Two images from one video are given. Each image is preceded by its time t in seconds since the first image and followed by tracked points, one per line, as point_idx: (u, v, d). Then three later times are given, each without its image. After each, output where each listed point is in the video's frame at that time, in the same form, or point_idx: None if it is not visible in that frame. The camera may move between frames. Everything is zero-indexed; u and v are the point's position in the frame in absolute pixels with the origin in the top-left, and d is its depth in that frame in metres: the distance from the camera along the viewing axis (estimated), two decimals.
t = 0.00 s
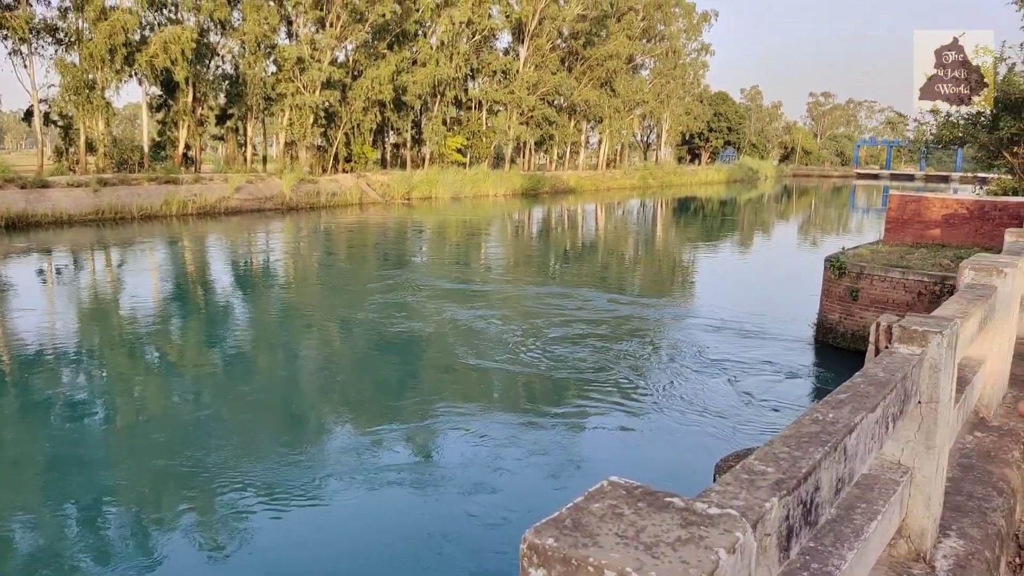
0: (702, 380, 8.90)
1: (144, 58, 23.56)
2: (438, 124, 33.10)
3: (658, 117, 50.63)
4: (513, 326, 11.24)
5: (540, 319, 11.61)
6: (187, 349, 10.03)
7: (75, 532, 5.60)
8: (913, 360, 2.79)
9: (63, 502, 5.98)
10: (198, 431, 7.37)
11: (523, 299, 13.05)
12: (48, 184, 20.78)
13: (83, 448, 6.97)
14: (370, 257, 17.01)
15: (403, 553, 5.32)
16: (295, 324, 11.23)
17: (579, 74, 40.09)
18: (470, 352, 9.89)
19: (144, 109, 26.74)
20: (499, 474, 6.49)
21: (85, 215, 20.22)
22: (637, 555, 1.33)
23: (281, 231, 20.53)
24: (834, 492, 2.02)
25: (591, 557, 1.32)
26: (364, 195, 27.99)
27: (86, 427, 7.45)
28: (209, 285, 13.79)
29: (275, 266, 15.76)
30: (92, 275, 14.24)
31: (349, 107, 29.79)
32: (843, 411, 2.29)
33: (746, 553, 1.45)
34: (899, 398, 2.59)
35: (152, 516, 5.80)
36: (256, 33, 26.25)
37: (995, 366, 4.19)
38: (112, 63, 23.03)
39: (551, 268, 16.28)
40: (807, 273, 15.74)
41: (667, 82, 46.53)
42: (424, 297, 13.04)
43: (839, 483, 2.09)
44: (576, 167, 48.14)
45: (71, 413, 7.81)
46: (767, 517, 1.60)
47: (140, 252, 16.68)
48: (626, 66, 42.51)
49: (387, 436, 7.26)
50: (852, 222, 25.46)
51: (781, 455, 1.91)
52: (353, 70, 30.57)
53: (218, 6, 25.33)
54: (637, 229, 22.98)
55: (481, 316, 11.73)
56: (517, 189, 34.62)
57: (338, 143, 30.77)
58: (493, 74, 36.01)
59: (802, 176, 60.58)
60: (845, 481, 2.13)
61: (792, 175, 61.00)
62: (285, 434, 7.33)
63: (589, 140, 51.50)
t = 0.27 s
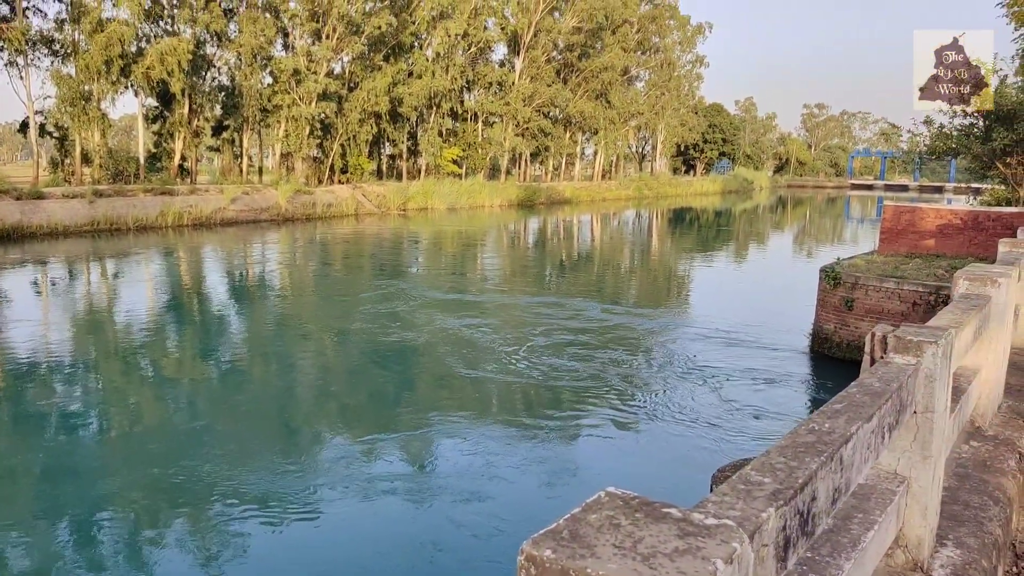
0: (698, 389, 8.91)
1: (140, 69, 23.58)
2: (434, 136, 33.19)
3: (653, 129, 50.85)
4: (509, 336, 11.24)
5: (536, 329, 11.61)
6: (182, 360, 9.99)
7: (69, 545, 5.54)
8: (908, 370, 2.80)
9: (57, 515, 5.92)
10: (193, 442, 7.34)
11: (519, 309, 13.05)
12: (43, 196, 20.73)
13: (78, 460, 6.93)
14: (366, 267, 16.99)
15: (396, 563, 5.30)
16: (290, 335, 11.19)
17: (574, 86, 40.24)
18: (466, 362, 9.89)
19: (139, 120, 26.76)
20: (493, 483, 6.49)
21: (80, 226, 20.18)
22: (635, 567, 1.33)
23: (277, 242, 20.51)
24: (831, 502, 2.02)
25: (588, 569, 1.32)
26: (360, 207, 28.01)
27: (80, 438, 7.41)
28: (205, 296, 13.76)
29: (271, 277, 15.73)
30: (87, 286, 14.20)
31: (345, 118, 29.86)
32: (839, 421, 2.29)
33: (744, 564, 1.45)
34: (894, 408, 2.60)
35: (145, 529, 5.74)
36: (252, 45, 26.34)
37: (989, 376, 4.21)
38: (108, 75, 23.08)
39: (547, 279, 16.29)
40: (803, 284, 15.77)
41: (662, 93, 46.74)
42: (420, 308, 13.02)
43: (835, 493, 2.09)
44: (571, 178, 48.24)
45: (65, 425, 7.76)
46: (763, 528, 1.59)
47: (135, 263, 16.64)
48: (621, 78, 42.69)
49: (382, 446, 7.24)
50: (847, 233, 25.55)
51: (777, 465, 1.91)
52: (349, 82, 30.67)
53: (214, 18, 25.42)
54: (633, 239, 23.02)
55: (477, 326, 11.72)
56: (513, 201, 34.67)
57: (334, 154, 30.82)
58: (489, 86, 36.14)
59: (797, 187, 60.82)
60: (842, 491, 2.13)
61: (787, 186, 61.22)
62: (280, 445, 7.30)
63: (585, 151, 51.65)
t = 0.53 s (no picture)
0: (696, 396, 8.92)
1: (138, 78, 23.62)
2: (431, 144, 33.24)
3: (651, 137, 50.96)
4: (507, 343, 11.22)
5: (534, 336, 11.61)
6: (180, 368, 9.96)
7: (65, 554, 5.50)
8: (906, 376, 2.80)
9: (53, 524, 5.89)
10: (192, 449, 7.32)
11: (517, 316, 13.03)
12: (41, 205, 20.71)
13: (75, 469, 6.90)
14: (363, 275, 16.98)
15: (392, 570, 5.28)
16: (288, 343, 11.17)
17: (571, 94, 40.34)
18: (464, 370, 9.86)
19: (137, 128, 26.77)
20: (491, 489, 6.49)
21: (77, 235, 20.15)
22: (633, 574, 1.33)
23: (275, 250, 20.48)
24: (829, 511, 2.01)
25: None
26: (357, 215, 28.00)
27: (77, 447, 7.38)
28: (202, 304, 13.73)
29: (268, 285, 15.71)
30: (84, 295, 14.17)
31: (343, 127, 29.89)
32: (837, 429, 2.29)
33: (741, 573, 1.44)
34: (891, 416, 2.60)
35: (142, 538, 5.71)
36: (250, 54, 26.41)
37: (987, 383, 4.20)
38: (106, 84, 23.12)
39: (545, 287, 16.28)
40: (800, 291, 15.77)
41: (659, 101, 46.87)
42: (417, 316, 12.99)
43: (833, 500, 2.09)
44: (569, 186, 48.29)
45: (62, 434, 7.72)
46: (761, 536, 1.59)
47: (132, 272, 16.61)
48: (618, 86, 42.83)
49: (379, 454, 7.22)
50: (845, 240, 25.58)
51: (775, 473, 1.91)
52: (346, 91, 30.71)
53: (212, 28, 25.48)
54: (630, 247, 23.03)
55: (476, 334, 11.69)
56: (511, 209, 34.69)
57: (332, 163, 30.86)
58: (486, 95, 36.23)
59: (794, 194, 60.94)
60: (840, 499, 2.12)
61: (784, 194, 61.29)
62: (278, 453, 7.27)
63: (582, 159, 51.75)
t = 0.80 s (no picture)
0: (695, 401, 8.93)
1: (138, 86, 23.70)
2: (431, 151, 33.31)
3: (650, 144, 51.07)
4: (507, 349, 11.21)
5: (533, 342, 11.59)
6: (179, 375, 9.94)
7: (64, 562, 5.46)
8: (905, 382, 2.81)
9: (52, 532, 5.85)
10: (191, 456, 7.31)
11: (517, 323, 13.02)
12: (41, 212, 20.73)
13: (74, 475, 6.88)
14: (363, 282, 16.97)
15: None
16: (288, 350, 11.15)
17: (570, 102, 40.44)
18: (464, 376, 9.85)
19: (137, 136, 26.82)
20: (490, 494, 6.48)
21: (76, 242, 20.16)
22: None
23: (275, 257, 20.48)
24: (829, 515, 2.01)
25: None
26: (357, 222, 28.03)
27: (76, 453, 7.36)
28: (202, 311, 13.72)
29: (267, 292, 15.71)
30: (83, 302, 14.16)
31: (342, 134, 29.95)
32: (837, 433, 2.28)
33: None
34: (891, 421, 2.60)
35: (140, 546, 5.67)
36: (250, 62, 26.49)
37: (987, 388, 4.21)
38: (105, 92, 23.18)
39: (545, 293, 16.27)
40: (800, 297, 15.78)
41: (658, 108, 46.99)
42: (417, 322, 12.97)
43: (834, 505, 2.08)
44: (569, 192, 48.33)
45: (61, 440, 7.70)
46: (762, 540, 1.59)
47: (132, 279, 16.61)
48: (617, 93, 42.95)
49: (379, 460, 7.19)
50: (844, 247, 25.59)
51: (774, 477, 1.91)
52: (346, 98, 30.77)
53: (212, 35, 25.56)
54: (630, 254, 23.04)
55: (476, 340, 11.69)
56: (510, 216, 34.74)
57: (332, 170, 30.91)
58: (485, 102, 36.29)
59: (793, 201, 61.01)
60: (840, 504, 2.12)
61: (784, 201, 61.35)
62: (277, 460, 7.25)
63: (581, 166, 51.86)
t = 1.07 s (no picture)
0: (696, 402, 8.94)
1: (139, 89, 23.75)
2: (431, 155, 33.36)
3: (651, 147, 51.12)
4: (507, 352, 11.22)
5: (535, 345, 11.59)
6: (180, 378, 9.94)
7: (65, 567, 5.43)
8: (908, 383, 2.81)
9: (53, 535, 5.84)
10: (192, 458, 7.30)
11: (518, 325, 13.02)
12: (42, 215, 20.76)
13: (75, 478, 6.87)
14: (363, 284, 16.98)
15: None
16: (289, 352, 11.15)
17: (571, 105, 40.48)
18: (465, 378, 9.85)
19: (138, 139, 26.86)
20: (491, 495, 6.50)
21: (77, 245, 20.18)
22: None
23: (275, 260, 20.49)
24: (833, 515, 2.02)
25: None
26: (358, 226, 28.03)
27: (77, 456, 7.36)
28: (203, 314, 13.73)
29: (268, 294, 15.72)
30: (84, 305, 14.18)
31: (343, 137, 29.99)
32: (840, 434, 2.29)
33: None
34: (894, 422, 2.61)
35: (141, 550, 5.65)
36: (251, 65, 26.54)
37: (990, 390, 4.21)
38: (107, 95, 23.22)
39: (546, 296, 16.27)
40: (801, 300, 15.77)
41: (658, 111, 47.02)
42: (418, 324, 12.97)
43: (837, 506, 2.09)
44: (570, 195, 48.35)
45: (62, 443, 7.70)
46: (767, 540, 1.60)
47: (133, 282, 16.62)
48: (617, 97, 43.00)
49: (380, 463, 7.18)
50: (845, 249, 25.59)
51: (780, 478, 1.91)
52: (347, 101, 30.78)
53: (213, 39, 25.60)
54: (631, 257, 23.04)
55: (477, 342, 11.68)
56: (511, 219, 34.73)
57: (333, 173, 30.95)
58: (486, 105, 36.33)
59: (794, 204, 61.02)
60: (844, 504, 2.13)
61: (785, 204, 61.35)
62: (278, 462, 7.24)
63: (582, 170, 51.90)
